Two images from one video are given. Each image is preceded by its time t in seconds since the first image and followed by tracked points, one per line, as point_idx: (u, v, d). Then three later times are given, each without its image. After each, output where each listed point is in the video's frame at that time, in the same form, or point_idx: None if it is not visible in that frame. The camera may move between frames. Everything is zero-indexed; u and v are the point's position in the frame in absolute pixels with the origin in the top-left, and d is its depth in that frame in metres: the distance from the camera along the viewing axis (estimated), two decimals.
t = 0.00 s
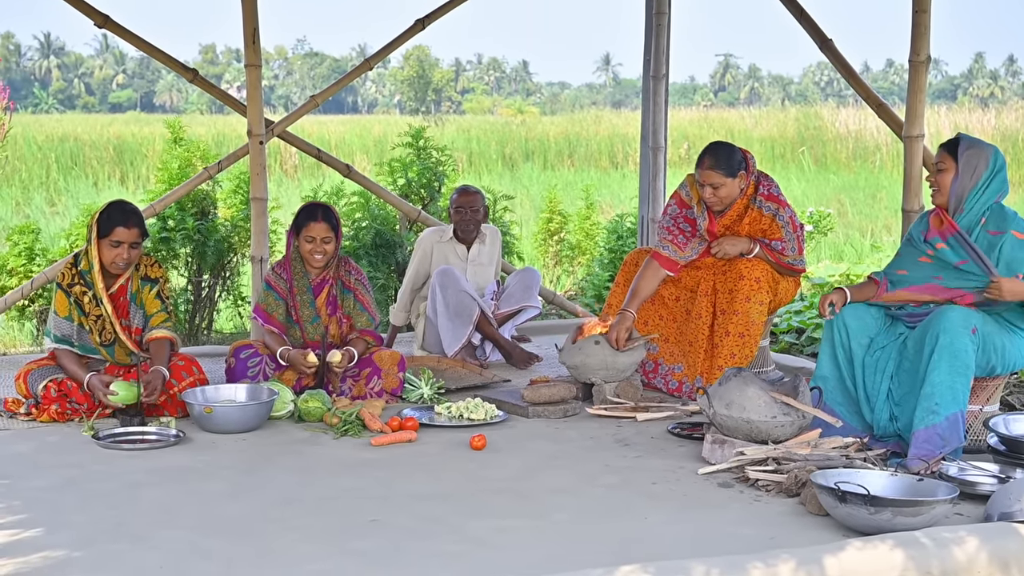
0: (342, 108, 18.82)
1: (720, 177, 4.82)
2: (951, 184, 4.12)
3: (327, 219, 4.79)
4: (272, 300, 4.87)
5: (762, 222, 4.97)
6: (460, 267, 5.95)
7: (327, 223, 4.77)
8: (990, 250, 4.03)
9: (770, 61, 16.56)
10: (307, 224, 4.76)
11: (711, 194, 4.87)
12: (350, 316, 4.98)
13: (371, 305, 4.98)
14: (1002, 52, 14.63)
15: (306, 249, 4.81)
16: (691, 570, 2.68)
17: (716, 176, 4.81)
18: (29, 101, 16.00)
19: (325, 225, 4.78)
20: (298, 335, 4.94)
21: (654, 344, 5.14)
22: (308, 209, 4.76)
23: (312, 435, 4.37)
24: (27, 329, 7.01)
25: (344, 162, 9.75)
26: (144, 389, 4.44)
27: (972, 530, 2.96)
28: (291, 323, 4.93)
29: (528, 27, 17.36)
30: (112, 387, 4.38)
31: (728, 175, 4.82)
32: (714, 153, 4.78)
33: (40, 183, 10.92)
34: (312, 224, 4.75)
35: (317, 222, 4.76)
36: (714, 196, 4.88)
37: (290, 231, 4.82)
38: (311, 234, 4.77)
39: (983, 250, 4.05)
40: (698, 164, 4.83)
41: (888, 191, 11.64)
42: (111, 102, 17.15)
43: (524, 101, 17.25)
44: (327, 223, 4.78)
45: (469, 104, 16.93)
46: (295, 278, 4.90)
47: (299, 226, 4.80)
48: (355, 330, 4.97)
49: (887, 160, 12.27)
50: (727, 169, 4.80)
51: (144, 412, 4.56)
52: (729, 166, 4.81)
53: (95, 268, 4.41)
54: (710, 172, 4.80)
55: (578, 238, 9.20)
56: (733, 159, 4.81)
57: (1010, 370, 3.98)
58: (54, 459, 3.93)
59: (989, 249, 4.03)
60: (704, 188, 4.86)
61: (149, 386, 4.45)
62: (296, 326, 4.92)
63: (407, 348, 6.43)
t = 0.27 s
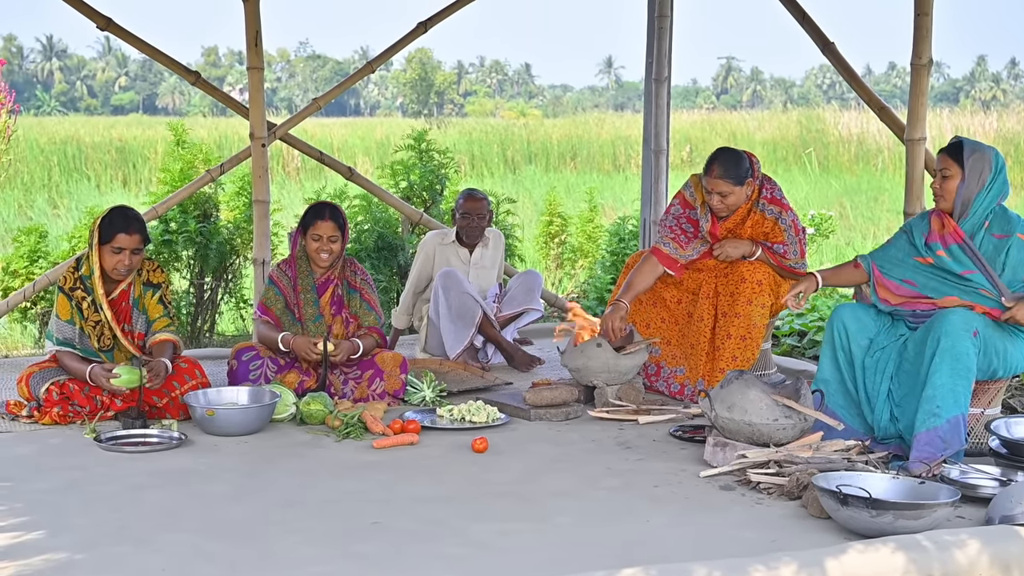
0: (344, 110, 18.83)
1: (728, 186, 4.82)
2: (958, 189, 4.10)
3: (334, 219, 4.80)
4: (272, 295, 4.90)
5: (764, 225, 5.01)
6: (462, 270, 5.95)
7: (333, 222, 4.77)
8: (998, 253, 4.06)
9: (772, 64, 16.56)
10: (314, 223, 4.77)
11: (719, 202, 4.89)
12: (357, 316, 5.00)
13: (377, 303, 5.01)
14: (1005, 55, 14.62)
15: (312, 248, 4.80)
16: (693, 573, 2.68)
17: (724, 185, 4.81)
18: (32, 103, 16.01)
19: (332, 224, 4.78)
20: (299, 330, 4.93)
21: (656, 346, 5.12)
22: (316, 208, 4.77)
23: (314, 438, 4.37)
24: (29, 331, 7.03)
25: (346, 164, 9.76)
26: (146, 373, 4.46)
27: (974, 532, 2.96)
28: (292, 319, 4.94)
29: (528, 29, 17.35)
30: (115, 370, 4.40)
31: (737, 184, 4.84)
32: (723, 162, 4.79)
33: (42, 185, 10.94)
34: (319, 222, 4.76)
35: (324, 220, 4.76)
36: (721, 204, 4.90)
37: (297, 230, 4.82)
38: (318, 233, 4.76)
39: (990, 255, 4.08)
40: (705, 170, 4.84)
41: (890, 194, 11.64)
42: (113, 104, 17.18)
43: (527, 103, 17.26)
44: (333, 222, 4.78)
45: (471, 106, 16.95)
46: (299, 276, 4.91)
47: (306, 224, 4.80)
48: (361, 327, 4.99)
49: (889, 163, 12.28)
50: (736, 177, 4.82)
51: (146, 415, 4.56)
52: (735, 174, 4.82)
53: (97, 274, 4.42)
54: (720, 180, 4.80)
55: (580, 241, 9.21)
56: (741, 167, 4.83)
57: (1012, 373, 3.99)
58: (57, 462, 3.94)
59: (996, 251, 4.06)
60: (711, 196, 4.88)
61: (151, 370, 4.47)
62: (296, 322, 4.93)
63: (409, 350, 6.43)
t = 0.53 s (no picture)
0: (343, 113, 18.85)
1: (731, 192, 4.84)
2: (943, 198, 4.07)
3: (333, 223, 4.81)
4: (269, 300, 4.89)
5: (763, 228, 5.01)
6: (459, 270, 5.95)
7: (333, 226, 4.79)
8: (988, 258, 4.06)
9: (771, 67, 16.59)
10: (313, 226, 4.78)
11: (722, 207, 4.90)
12: (355, 319, 5.00)
13: (375, 306, 5.00)
14: (1003, 58, 14.65)
15: (311, 252, 4.81)
16: None
17: (727, 191, 4.83)
18: (30, 105, 15.99)
19: (331, 228, 4.79)
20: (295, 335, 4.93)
21: (653, 349, 5.12)
22: (316, 212, 4.79)
23: (313, 441, 4.37)
24: (27, 334, 7.03)
25: (345, 167, 9.75)
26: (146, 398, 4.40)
27: (972, 536, 2.97)
28: (289, 324, 4.92)
29: (528, 31, 17.38)
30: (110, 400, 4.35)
31: (739, 189, 4.85)
32: (728, 167, 4.79)
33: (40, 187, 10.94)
34: (318, 226, 4.77)
35: (324, 224, 4.78)
36: (723, 209, 4.91)
37: (296, 233, 4.83)
38: (317, 236, 4.77)
39: (980, 261, 4.07)
40: (710, 177, 4.84)
41: (890, 196, 11.65)
42: (112, 106, 17.18)
43: (526, 106, 17.27)
44: (333, 226, 4.79)
45: (470, 109, 16.95)
46: (297, 281, 4.91)
47: (306, 227, 4.81)
48: (360, 330, 4.99)
49: (888, 166, 12.28)
50: (739, 183, 4.82)
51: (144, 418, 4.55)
52: (738, 181, 4.82)
53: (94, 275, 4.42)
54: (723, 186, 4.81)
55: (579, 243, 9.21)
56: (745, 173, 4.83)
57: (1008, 375, 3.99)
58: (55, 464, 3.94)
59: (987, 257, 4.06)
60: (714, 202, 4.89)
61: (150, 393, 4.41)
62: (293, 327, 4.92)
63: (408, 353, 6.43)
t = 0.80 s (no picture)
0: (341, 115, 18.85)
1: (731, 194, 4.85)
2: (933, 202, 4.07)
3: (332, 230, 4.78)
4: (268, 305, 4.87)
5: (761, 230, 5.04)
6: (450, 265, 5.95)
7: (332, 234, 4.76)
8: (978, 262, 4.04)
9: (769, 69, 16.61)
10: (312, 233, 4.75)
11: (722, 209, 4.90)
12: (353, 327, 5.00)
13: (374, 315, 4.98)
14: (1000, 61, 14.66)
15: (309, 258, 4.79)
16: None
17: (727, 194, 4.84)
18: (27, 106, 15.97)
19: (330, 236, 4.77)
20: (292, 340, 4.92)
21: (651, 352, 5.11)
22: (315, 218, 4.75)
23: (310, 442, 4.37)
24: (24, 335, 7.03)
25: (343, 169, 9.74)
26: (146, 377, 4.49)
27: (969, 537, 2.97)
28: (286, 329, 4.91)
29: (526, 33, 17.38)
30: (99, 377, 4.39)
31: (739, 192, 4.86)
32: (729, 169, 4.80)
33: (38, 189, 10.93)
34: (317, 233, 4.74)
35: (322, 231, 4.75)
36: (723, 211, 4.92)
37: (296, 238, 4.81)
38: (316, 244, 4.75)
39: (970, 264, 4.07)
40: (710, 178, 4.85)
41: (887, 199, 11.66)
42: (109, 108, 17.17)
43: (524, 107, 17.28)
44: (332, 234, 4.77)
45: (468, 110, 16.93)
46: (295, 286, 4.89)
47: (305, 234, 4.78)
48: (357, 337, 4.99)
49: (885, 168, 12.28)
50: (739, 186, 4.84)
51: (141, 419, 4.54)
52: (738, 183, 4.83)
53: (92, 274, 4.41)
54: (723, 189, 4.82)
55: (576, 245, 9.20)
56: (745, 175, 4.84)
57: (1006, 378, 3.99)
58: (52, 466, 3.93)
59: (976, 261, 4.04)
60: (714, 203, 4.89)
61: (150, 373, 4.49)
62: (290, 333, 4.91)
63: (405, 355, 6.43)
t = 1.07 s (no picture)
0: (338, 114, 18.83)
1: (730, 194, 4.86)
2: (933, 200, 4.12)
3: (334, 234, 4.77)
4: (268, 305, 4.88)
5: (759, 230, 5.04)
6: (443, 261, 5.94)
7: (332, 239, 4.75)
8: (966, 257, 4.04)
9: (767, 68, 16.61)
10: (313, 237, 4.74)
11: (721, 208, 4.92)
12: (351, 328, 4.98)
13: (371, 316, 4.96)
14: (997, 60, 14.65)
15: (309, 261, 4.79)
16: None
17: (727, 193, 4.85)
18: (24, 105, 15.94)
19: (331, 240, 4.76)
20: (291, 340, 4.94)
21: (648, 350, 5.11)
22: (315, 222, 4.74)
23: (307, 441, 4.37)
24: (21, 334, 7.02)
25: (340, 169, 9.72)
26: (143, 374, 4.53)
27: (966, 536, 2.97)
28: (285, 329, 4.93)
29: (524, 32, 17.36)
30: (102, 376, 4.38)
31: (739, 191, 4.87)
32: (729, 169, 4.81)
33: (35, 188, 10.91)
34: (318, 237, 4.74)
35: (324, 236, 4.74)
36: (722, 210, 4.93)
37: (296, 241, 4.81)
38: (316, 247, 4.75)
39: (958, 258, 4.07)
40: (710, 177, 4.86)
41: (885, 198, 11.65)
42: (107, 107, 17.15)
43: (521, 106, 17.27)
44: (333, 239, 4.76)
45: (465, 109, 16.90)
46: (295, 287, 4.88)
47: (305, 237, 4.78)
48: (354, 339, 4.97)
49: (882, 168, 12.28)
50: (739, 186, 4.85)
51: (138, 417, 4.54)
52: (738, 183, 4.85)
53: (89, 273, 4.41)
54: (724, 189, 4.83)
55: (574, 244, 9.18)
56: (745, 175, 4.86)
57: (1003, 376, 3.99)
58: (49, 465, 3.93)
59: (965, 256, 4.04)
60: (713, 203, 4.90)
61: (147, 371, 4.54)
62: (289, 333, 4.93)
63: (402, 353, 6.43)
